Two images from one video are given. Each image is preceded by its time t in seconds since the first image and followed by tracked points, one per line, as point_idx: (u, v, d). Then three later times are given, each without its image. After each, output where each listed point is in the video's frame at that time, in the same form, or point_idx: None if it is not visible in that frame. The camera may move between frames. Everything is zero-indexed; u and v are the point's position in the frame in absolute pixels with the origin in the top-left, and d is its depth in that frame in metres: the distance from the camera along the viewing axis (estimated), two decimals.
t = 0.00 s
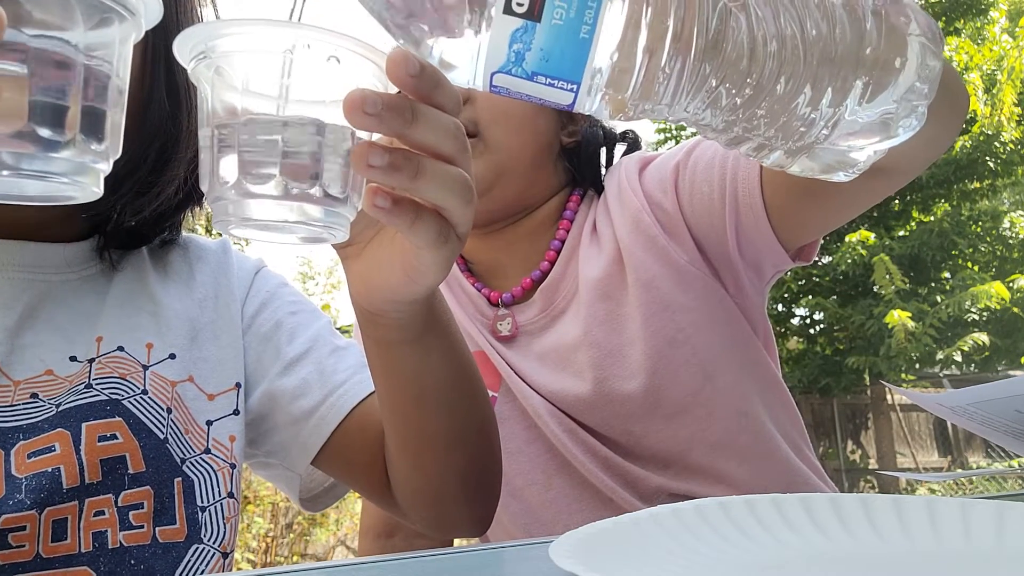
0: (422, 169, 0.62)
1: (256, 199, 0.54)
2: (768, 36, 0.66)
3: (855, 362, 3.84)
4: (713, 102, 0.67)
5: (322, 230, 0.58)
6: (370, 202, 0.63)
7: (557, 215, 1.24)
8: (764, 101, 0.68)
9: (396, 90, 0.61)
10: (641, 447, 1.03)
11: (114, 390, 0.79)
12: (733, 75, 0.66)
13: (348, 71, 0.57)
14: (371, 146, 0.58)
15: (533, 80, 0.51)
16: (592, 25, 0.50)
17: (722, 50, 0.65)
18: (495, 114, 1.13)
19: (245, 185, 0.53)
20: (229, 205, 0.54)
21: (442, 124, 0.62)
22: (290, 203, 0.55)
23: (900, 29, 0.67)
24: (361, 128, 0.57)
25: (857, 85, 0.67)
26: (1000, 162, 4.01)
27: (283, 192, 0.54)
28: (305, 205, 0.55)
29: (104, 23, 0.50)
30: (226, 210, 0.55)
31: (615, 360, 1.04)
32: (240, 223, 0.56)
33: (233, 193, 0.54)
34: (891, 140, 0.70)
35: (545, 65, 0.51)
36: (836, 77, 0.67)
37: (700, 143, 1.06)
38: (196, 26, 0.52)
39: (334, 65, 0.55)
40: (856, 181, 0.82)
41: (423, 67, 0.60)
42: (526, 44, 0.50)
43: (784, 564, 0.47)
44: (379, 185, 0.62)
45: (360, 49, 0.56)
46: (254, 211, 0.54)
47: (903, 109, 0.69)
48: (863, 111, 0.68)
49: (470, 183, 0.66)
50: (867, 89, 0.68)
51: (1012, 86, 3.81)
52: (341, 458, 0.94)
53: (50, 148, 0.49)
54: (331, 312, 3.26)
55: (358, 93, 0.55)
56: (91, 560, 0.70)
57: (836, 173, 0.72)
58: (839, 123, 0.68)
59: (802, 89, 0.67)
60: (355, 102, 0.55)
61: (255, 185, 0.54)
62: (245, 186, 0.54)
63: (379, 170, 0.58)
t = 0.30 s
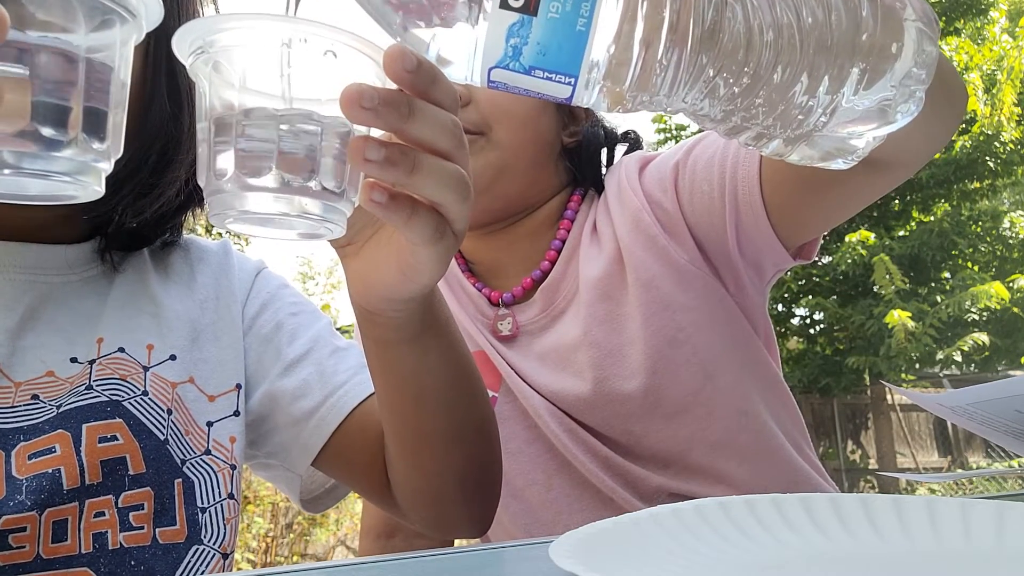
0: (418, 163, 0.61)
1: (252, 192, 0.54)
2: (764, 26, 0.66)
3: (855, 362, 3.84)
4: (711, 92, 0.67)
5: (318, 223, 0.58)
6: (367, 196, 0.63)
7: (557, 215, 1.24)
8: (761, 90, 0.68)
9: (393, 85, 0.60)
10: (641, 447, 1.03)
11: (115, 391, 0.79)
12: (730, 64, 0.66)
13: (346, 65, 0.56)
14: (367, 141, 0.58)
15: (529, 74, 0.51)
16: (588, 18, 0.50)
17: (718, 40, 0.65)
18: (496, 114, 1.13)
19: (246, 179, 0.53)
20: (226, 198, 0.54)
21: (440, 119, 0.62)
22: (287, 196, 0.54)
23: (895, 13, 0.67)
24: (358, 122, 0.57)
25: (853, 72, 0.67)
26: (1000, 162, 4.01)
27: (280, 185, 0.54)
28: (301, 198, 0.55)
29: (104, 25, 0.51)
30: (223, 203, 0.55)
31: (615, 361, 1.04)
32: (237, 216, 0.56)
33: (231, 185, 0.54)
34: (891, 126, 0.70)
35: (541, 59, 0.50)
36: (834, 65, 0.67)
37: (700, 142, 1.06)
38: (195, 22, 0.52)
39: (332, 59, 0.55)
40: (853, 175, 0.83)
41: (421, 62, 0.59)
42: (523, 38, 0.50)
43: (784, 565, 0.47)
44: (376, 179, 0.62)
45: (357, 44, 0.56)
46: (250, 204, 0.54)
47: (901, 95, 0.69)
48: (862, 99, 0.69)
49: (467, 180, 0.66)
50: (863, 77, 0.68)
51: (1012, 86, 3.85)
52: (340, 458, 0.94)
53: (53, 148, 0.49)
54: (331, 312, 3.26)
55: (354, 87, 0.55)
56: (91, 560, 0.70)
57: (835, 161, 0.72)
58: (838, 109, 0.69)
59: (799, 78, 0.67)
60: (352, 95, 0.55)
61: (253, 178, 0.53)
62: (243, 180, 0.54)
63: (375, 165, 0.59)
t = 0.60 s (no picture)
0: (419, 163, 0.61)
1: (253, 193, 0.54)
2: (765, 26, 0.66)
3: (855, 362, 3.84)
4: (707, 89, 0.67)
5: (319, 224, 0.58)
6: (368, 195, 0.63)
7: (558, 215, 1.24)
8: (758, 88, 0.68)
9: (394, 84, 0.60)
10: (642, 448, 1.04)
11: (116, 392, 0.79)
12: (726, 60, 0.66)
13: (346, 66, 0.56)
14: (368, 141, 0.58)
15: (524, 69, 0.51)
16: (583, 12, 0.50)
17: (716, 38, 0.65)
18: (497, 114, 1.13)
19: (248, 179, 0.54)
20: (227, 200, 0.55)
21: (441, 118, 0.62)
22: (288, 196, 0.55)
23: (895, 12, 0.67)
24: (358, 121, 0.57)
25: (851, 71, 0.67)
26: (1000, 162, 4.02)
27: (282, 186, 0.54)
28: (302, 198, 0.55)
29: (108, 30, 0.51)
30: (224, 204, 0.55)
31: (615, 361, 1.04)
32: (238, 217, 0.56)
33: (233, 186, 0.54)
34: (888, 126, 0.70)
35: (537, 53, 0.51)
36: (832, 64, 0.67)
37: (701, 143, 1.06)
38: (195, 22, 0.52)
39: (332, 59, 0.55)
40: (852, 176, 0.83)
41: (421, 62, 0.60)
42: (518, 32, 0.50)
43: (785, 565, 0.47)
44: (377, 179, 0.62)
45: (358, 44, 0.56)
46: (251, 205, 0.54)
47: (901, 95, 0.69)
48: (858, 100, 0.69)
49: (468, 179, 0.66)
50: (860, 77, 0.68)
51: (1012, 86, 3.85)
52: (341, 458, 0.94)
53: (57, 153, 0.49)
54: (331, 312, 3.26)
55: (356, 87, 0.55)
56: (91, 561, 0.70)
57: (833, 161, 0.71)
58: (835, 109, 0.68)
59: (796, 77, 0.67)
60: (353, 96, 0.55)
61: (256, 178, 0.54)
62: (245, 180, 0.54)
63: (376, 164, 0.59)
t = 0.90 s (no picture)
0: (422, 161, 0.62)
1: (257, 191, 0.54)
2: (767, 25, 0.66)
3: (855, 362, 3.84)
4: (702, 77, 0.67)
5: (322, 222, 0.58)
6: (370, 194, 0.64)
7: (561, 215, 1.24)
8: (753, 77, 0.67)
9: (396, 82, 0.61)
10: (644, 447, 1.04)
11: (117, 393, 0.79)
12: (720, 50, 0.65)
13: (348, 66, 0.57)
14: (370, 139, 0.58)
15: (519, 61, 0.51)
16: (579, 5, 0.50)
17: (709, 29, 0.64)
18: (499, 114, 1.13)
19: (248, 177, 0.54)
20: (229, 199, 0.55)
21: (443, 116, 0.62)
22: (290, 195, 0.55)
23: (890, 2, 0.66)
24: (359, 120, 0.57)
25: (844, 60, 0.67)
26: (1000, 162, 4.02)
27: (285, 185, 0.54)
28: (305, 198, 0.55)
29: (105, 34, 0.51)
30: (227, 202, 0.55)
31: (617, 361, 1.04)
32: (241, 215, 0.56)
33: (235, 185, 0.54)
34: (886, 113, 0.70)
35: (532, 45, 0.51)
36: (825, 53, 0.66)
37: (701, 142, 1.06)
38: (200, 19, 0.52)
39: (334, 57, 0.55)
40: (853, 175, 0.83)
41: (422, 60, 0.60)
42: (513, 23, 0.50)
43: (785, 565, 0.47)
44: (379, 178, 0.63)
45: (360, 44, 0.56)
46: (254, 203, 0.54)
47: (898, 83, 0.68)
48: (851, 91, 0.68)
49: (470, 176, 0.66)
50: (854, 66, 0.67)
51: (1013, 86, 3.86)
52: (344, 458, 0.94)
53: (54, 157, 0.48)
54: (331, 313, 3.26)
55: (357, 84, 0.55)
56: (93, 562, 0.70)
57: (830, 150, 0.73)
58: (829, 99, 0.68)
59: (790, 68, 0.67)
60: (355, 94, 0.55)
61: (259, 177, 0.54)
62: (247, 179, 0.54)
63: (379, 163, 0.58)
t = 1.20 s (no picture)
0: (414, 159, 0.61)
1: (249, 192, 0.54)
2: (765, 25, 0.66)
3: (855, 362, 3.84)
4: (693, 83, 0.67)
5: (314, 222, 0.58)
6: (363, 193, 0.63)
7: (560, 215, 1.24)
8: (744, 84, 0.67)
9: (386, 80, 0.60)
10: (644, 448, 1.03)
11: (116, 393, 0.79)
12: (711, 56, 0.65)
13: (338, 64, 0.56)
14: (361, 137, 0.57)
15: (510, 64, 0.51)
16: (568, 7, 0.50)
17: (700, 34, 0.64)
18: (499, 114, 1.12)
19: (241, 178, 0.54)
20: (221, 200, 0.55)
21: (434, 113, 0.62)
22: (282, 195, 0.55)
23: (884, 8, 0.66)
24: (351, 118, 0.56)
25: (835, 69, 0.67)
26: (1000, 162, 4.02)
27: (277, 186, 0.54)
28: (296, 198, 0.55)
29: (105, 33, 0.51)
30: (218, 204, 0.55)
31: (617, 362, 1.04)
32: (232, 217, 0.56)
33: (228, 186, 0.54)
34: (879, 121, 0.70)
35: (522, 48, 0.51)
36: (816, 61, 0.67)
37: (700, 144, 1.06)
38: (190, 18, 0.52)
39: (322, 56, 0.55)
40: (852, 177, 0.83)
41: (412, 58, 0.59)
42: (503, 26, 0.50)
43: (785, 565, 0.47)
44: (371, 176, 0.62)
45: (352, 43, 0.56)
46: (246, 205, 0.54)
47: (891, 92, 0.68)
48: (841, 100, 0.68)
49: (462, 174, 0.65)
50: (844, 74, 0.67)
51: (1013, 86, 3.84)
52: (344, 459, 0.94)
53: (54, 156, 0.49)
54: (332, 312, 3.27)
55: (348, 82, 0.55)
56: (92, 562, 0.70)
57: (820, 157, 0.72)
58: (821, 107, 0.68)
59: (779, 75, 0.67)
60: (345, 92, 0.54)
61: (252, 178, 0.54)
62: (240, 180, 0.54)
63: (370, 161, 0.58)
